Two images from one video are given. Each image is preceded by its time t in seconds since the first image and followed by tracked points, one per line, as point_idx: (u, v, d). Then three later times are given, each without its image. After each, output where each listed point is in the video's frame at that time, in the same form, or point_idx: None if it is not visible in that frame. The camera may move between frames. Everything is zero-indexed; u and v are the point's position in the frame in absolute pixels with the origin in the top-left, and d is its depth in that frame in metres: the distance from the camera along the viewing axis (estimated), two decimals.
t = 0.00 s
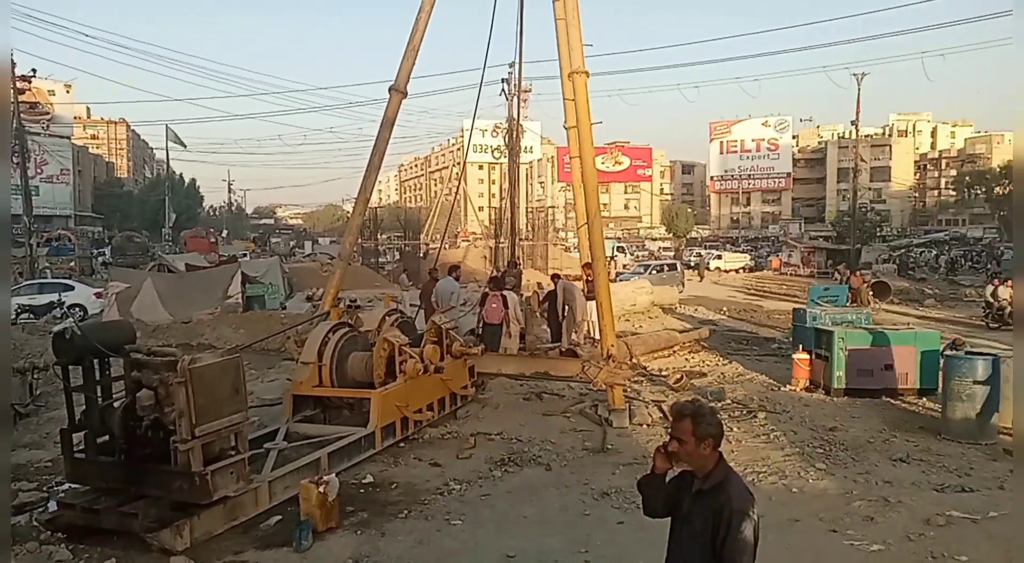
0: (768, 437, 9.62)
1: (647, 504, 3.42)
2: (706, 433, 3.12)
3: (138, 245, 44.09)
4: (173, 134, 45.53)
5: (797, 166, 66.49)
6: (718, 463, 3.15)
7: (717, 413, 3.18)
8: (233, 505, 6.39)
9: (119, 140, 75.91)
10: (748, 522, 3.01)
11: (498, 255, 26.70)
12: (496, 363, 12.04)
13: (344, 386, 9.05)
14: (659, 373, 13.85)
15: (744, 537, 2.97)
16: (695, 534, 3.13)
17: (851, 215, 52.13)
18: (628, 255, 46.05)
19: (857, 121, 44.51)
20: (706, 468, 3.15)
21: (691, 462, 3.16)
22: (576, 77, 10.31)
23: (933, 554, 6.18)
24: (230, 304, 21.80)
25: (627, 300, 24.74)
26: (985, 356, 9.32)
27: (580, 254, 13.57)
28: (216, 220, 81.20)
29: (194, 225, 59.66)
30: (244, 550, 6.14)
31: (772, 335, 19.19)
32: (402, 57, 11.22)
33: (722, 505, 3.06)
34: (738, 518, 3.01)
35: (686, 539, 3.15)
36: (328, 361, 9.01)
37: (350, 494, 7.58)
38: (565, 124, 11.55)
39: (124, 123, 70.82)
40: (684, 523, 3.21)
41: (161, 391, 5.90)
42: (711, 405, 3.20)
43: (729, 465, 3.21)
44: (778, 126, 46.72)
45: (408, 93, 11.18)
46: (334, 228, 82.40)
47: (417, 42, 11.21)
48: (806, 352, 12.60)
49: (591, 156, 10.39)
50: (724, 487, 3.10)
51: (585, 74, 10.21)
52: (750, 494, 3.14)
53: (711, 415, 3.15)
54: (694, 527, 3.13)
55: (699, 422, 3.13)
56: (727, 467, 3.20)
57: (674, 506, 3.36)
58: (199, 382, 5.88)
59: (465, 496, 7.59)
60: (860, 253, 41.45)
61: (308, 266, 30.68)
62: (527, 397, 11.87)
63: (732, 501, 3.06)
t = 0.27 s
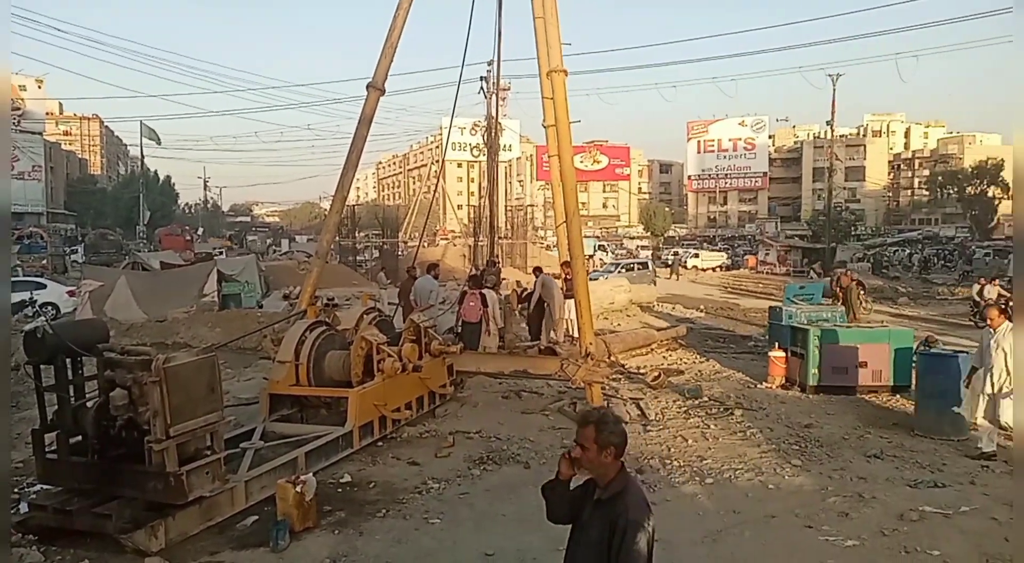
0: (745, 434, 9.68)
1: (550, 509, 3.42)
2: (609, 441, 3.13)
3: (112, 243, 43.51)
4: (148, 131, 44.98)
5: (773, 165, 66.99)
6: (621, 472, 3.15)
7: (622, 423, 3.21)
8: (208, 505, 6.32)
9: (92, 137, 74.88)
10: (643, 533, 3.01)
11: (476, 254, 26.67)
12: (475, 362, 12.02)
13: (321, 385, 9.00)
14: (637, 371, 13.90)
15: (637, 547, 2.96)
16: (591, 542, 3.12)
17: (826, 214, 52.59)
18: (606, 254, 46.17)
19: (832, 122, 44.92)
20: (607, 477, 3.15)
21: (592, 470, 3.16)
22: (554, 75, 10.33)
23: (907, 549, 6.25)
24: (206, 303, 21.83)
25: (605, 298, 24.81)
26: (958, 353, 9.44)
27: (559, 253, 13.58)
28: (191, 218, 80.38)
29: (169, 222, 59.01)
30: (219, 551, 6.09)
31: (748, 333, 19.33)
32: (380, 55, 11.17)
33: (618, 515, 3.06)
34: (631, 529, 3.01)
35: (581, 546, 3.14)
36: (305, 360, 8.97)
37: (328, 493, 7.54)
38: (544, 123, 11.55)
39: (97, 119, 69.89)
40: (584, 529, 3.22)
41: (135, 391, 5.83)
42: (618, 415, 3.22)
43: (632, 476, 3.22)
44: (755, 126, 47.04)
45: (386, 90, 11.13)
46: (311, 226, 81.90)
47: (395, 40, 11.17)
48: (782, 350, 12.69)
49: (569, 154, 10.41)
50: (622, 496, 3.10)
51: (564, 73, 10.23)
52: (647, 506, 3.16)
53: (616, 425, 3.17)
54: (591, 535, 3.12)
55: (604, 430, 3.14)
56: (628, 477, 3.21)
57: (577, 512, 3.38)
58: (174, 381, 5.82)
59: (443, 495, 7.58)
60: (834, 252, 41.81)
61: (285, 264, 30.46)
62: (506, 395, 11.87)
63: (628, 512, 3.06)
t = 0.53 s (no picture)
0: (724, 430, 9.74)
1: (455, 508, 3.37)
2: (506, 437, 3.13)
3: (87, 239, 42.95)
4: (124, 125, 44.50)
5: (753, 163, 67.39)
6: (519, 465, 3.16)
7: (517, 418, 3.21)
8: (186, 503, 6.26)
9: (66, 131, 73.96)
10: (548, 525, 3.04)
11: (456, 250, 26.65)
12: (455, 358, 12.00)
13: (300, 383, 8.94)
14: (617, 367, 13.95)
15: (545, 538, 2.99)
16: (496, 538, 3.12)
17: (804, 212, 52.97)
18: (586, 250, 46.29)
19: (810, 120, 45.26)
20: (506, 472, 3.14)
21: (492, 467, 3.15)
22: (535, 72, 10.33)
23: (884, 543, 6.31)
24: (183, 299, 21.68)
25: (585, 295, 24.88)
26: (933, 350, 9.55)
27: (540, 250, 13.58)
28: (169, 213, 79.64)
29: (146, 218, 58.42)
30: (197, 550, 6.04)
31: (727, 329, 19.46)
32: (359, 51, 11.10)
33: (520, 511, 3.07)
34: (536, 522, 3.02)
35: (489, 543, 3.14)
36: (284, 357, 8.91)
37: (306, 491, 7.49)
38: (525, 119, 11.54)
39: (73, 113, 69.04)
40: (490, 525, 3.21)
41: (111, 388, 5.75)
42: (511, 411, 3.21)
43: (533, 468, 3.22)
44: (734, 124, 47.31)
45: (366, 86, 11.08)
46: (290, 221, 81.44)
47: (376, 34, 11.11)
48: (760, 346, 12.78)
49: (550, 151, 10.42)
50: (524, 490, 3.11)
51: (544, 69, 10.23)
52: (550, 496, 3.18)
53: (511, 421, 3.17)
54: (496, 531, 3.12)
55: (499, 427, 3.13)
56: (529, 470, 3.21)
57: (483, 510, 3.35)
58: (151, 378, 5.75)
59: (423, 492, 7.55)
60: (812, 249, 42.13)
61: (264, 260, 30.28)
62: (486, 392, 11.87)
63: (531, 505, 3.07)
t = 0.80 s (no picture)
0: (703, 427, 9.80)
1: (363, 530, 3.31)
2: (401, 457, 3.01)
3: (62, 236, 42.38)
4: (100, 121, 43.88)
5: (731, 162, 67.78)
6: (419, 484, 3.04)
7: (414, 435, 3.09)
8: (162, 504, 6.19)
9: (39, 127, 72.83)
10: (450, 543, 2.91)
11: (437, 247, 26.59)
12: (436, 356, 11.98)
13: (279, 382, 8.89)
14: (597, 365, 13.99)
15: (448, 558, 2.86)
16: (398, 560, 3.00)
17: (782, 211, 53.39)
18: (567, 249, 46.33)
19: (789, 120, 45.58)
20: (405, 492, 3.03)
21: (391, 487, 3.04)
22: (515, 70, 10.34)
23: (861, 538, 6.37)
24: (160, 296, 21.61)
25: (565, 293, 24.92)
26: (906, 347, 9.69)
27: (520, 248, 13.58)
28: (145, 211, 78.75)
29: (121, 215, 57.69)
30: (174, 551, 5.98)
31: (706, 328, 19.57)
32: (339, 47, 11.04)
33: (421, 531, 2.95)
34: (436, 544, 2.90)
35: None
36: (261, 356, 8.84)
37: (285, 491, 7.44)
38: (505, 118, 11.54)
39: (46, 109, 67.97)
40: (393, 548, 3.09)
41: (85, 388, 5.67)
42: (407, 429, 3.10)
43: (436, 484, 3.11)
44: (713, 124, 47.57)
45: (345, 83, 11.03)
46: (268, 219, 80.83)
47: (355, 31, 11.06)
48: (738, 344, 12.87)
49: (530, 149, 10.43)
50: (425, 510, 2.99)
51: (525, 68, 10.24)
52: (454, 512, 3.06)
53: (407, 439, 3.05)
54: (397, 552, 3.00)
55: (393, 448, 3.01)
56: (430, 489, 3.10)
57: (387, 530, 3.28)
58: (126, 377, 5.69)
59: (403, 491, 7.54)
60: (790, 248, 42.44)
61: (242, 258, 30.02)
62: (467, 391, 11.87)
63: (431, 525, 2.95)
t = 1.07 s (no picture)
0: (678, 428, 9.85)
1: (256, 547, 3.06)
2: (293, 464, 2.86)
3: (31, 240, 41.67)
4: (70, 124, 43.22)
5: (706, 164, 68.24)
6: (313, 492, 2.89)
7: (305, 441, 2.95)
8: (134, 511, 6.11)
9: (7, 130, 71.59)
10: (344, 555, 2.78)
11: (413, 250, 26.48)
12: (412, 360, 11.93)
13: (253, 386, 8.81)
14: (573, 367, 14.02)
15: None
16: None
17: (756, 213, 53.84)
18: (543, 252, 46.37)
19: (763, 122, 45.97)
20: (297, 501, 2.87)
21: (284, 497, 2.88)
22: (490, 72, 10.33)
23: (834, 537, 6.44)
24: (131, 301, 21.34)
25: (542, 296, 24.93)
26: (876, 348, 9.83)
27: (497, 251, 13.58)
28: (116, 215, 77.69)
29: (92, 219, 56.86)
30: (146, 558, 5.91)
31: (682, 329, 19.68)
32: (313, 49, 10.99)
33: (313, 542, 2.79)
34: (328, 555, 2.75)
35: None
36: (235, 360, 8.75)
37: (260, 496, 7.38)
38: (481, 120, 11.53)
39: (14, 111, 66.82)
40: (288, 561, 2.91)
41: (55, 394, 5.60)
42: (298, 434, 2.95)
43: (333, 492, 2.97)
44: (688, 126, 47.88)
45: (320, 85, 10.96)
46: (242, 222, 80.11)
47: (329, 33, 11.01)
48: (713, 345, 12.96)
49: (506, 152, 10.43)
50: (318, 519, 2.84)
51: (500, 70, 10.24)
52: (351, 522, 2.93)
53: (298, 444, 2.90)
54: None
55: (283, 454, 2.85)
56: (324, 497, 2.94)
57: (280, 545, 3.03)
58: (98, 383, 5.63)
59: (379, 495, 7.50)
60: (764, 250, 42.81)
61: (216, 261, 29.70)
62: (443, 394, 11.84)
63: (324, 535, 2.80)
